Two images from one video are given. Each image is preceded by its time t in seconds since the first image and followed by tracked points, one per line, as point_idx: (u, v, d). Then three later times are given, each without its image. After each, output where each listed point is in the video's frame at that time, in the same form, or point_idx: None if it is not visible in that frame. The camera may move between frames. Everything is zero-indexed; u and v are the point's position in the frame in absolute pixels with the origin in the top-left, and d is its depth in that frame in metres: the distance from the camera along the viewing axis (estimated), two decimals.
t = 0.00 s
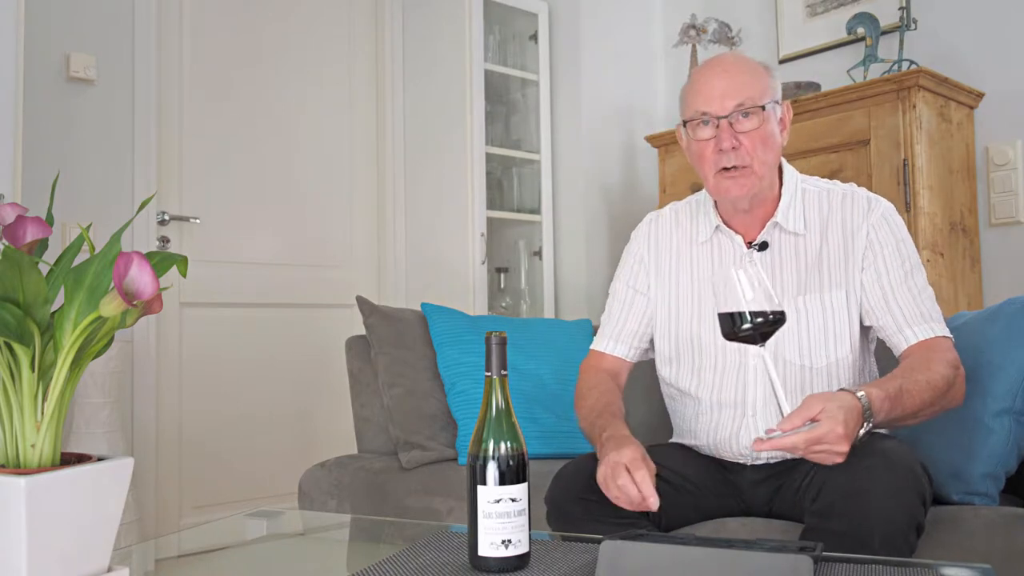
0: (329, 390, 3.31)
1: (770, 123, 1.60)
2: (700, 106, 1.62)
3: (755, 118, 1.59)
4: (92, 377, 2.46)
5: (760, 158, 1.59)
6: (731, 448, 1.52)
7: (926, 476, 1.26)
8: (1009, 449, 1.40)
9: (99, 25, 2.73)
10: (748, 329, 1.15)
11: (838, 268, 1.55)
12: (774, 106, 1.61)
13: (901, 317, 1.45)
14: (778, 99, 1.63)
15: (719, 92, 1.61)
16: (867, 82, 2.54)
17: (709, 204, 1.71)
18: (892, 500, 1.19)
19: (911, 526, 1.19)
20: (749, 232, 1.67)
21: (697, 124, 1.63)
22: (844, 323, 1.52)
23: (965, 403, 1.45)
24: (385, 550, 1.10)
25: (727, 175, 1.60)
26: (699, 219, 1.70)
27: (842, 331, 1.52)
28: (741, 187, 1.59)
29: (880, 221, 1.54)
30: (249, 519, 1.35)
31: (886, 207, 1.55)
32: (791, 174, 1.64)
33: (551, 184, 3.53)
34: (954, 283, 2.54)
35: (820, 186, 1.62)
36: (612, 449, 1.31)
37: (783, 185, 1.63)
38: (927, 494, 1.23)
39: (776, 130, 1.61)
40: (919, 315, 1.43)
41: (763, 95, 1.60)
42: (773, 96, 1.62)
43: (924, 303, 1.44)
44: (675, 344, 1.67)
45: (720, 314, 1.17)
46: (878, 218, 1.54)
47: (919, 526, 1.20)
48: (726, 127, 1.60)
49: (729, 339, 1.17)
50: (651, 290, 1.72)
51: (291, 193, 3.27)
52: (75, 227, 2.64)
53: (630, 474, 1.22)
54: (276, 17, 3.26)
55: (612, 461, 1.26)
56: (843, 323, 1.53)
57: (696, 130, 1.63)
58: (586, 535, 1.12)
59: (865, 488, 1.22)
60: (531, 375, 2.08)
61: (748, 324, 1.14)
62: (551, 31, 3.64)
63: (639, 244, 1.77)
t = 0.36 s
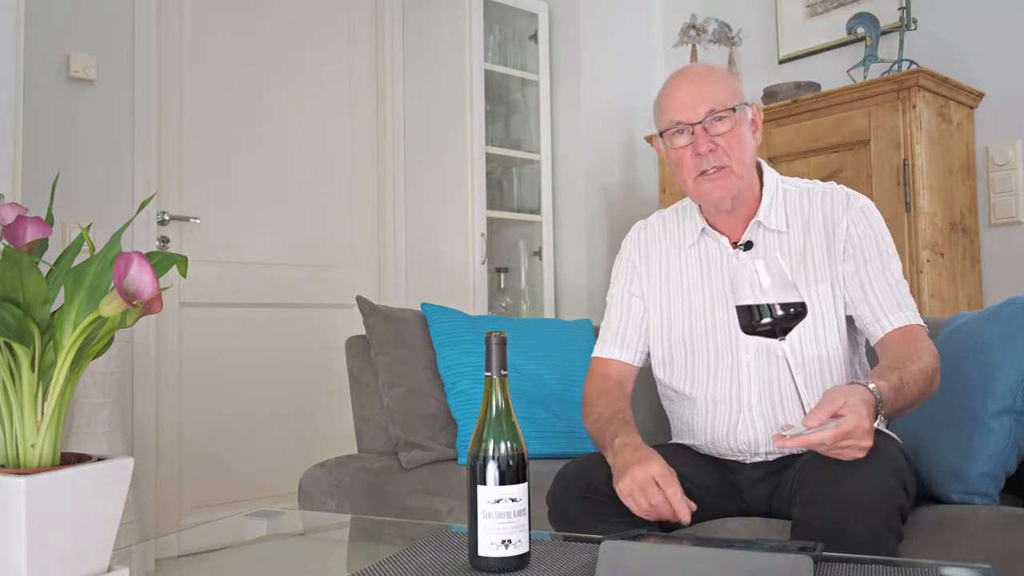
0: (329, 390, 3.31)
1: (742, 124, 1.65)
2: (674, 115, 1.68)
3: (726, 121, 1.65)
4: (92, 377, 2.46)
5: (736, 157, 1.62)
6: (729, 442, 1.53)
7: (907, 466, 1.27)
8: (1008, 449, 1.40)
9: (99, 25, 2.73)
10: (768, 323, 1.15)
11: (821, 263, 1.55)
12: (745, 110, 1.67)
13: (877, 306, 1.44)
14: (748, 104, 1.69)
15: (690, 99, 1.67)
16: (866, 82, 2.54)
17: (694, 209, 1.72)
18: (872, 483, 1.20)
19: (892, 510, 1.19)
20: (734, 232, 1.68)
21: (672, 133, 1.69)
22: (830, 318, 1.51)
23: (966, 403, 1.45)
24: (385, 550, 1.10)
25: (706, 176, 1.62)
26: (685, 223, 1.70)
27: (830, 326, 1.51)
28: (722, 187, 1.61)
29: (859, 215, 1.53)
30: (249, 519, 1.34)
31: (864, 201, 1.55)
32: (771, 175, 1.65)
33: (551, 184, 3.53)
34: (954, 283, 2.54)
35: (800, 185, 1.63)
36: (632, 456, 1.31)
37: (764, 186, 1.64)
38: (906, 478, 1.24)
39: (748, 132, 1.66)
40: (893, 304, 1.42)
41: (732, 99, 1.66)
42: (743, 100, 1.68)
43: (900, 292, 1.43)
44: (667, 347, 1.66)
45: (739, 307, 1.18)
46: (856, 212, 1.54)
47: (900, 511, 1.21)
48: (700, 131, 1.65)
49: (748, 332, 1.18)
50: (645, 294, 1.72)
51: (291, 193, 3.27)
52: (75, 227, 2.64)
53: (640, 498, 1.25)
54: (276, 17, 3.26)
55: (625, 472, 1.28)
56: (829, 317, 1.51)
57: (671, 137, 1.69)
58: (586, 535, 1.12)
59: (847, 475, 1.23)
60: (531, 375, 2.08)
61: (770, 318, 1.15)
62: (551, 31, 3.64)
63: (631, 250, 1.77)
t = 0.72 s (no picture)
0: (329, 390, 3.31)
1: (717, 127, 1.64)
2: (648, 125, 1.66)
3: (700, 125, 1.63)
4: (92, 377, 2.46)
5: (714, 160, 1.61)
6: (724, 444, 1.53)
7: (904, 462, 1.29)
8: (1008, 449, 1.39)
9: (99, 25, 2.73)
10: (771, 324, 1.14)
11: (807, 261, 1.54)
12: (718, 113, 1.65)
13: (861, 303, 1.42)
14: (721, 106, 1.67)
15: (661, 107, 1.65)
16: (866, 82, 2.55)
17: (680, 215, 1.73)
18: (868, 479, 1.21)
19: (890, 506, 1.19)
20: (720, 235, 1.67)
21: (649, 143, 1.67)
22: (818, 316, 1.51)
23: (966, 403, 1.45)
24: (385, 550, 1.10)
25: (686, 182, 1.61)
26: (672, 228, 1.72)
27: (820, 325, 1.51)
28: (704, 191, 1.60)
29: (843, 213, 1.53)
30: (248, 519, 1.34)
31: (848, 200, 1.55)
32: (755, 179, 1.64)
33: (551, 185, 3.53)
34: (954, 283, 2.54)
35: (784, 186, 1.63)
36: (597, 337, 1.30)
37: (747, 189, 1.63)
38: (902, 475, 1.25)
39: (723, 134, 1.64)
40: (877, 300, 1.41)
41: (705, 103, 1.64)
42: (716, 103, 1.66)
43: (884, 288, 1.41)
44: (658, 347, 1.67)
45: (744, 307, 1.16)
46: (840, 211, 1.53)
47: (898, 507, 1.22)
48: (675, 138, 1.63)
49: (751, 331, 1.17)
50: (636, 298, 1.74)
51: (291, 193, 3.27)
52: (75, 227, 2.64)
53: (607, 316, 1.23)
54: (276, 17, 3.25)
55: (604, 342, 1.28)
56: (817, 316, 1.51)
57: (648, 147, 1.67)
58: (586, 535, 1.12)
59: (845, 471, 1.24)
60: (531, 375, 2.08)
61: (774, 319, 1.14)
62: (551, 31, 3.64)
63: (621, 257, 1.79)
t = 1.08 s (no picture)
0: (329, 390, 3.31)
1: (710, 131, 1.62)
2: (641, 132, 1.64)
3: (694, 130, 1.61)
4: (92, 377, 2.46)
5: (708, 165, 1.60)
6: (721, 446, 1.53)
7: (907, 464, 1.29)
8: (1009, 449, 1.39)
9: (99, 25, 2.73)
10: (758, 334, 1.10)
11: (805, 263, 1.55)
12: (711, 115, 1.63)
13: (860, 307, 1.42)
14: (713, 108, 1.66)
15: (654, 112, 1.63)
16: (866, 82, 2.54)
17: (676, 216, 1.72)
18: (872, 484, 1.21)
19: (895, 511, 1.19)
20: (716, 236, 1.67)
21: (642, 150, 1.64)
22: (817, 320, 1.51)
23: (966, 403, 1.45)
24: (385, 550, 1.10)
25: (681, 188, 1.60)
26: (669, 227, 1.72)
27: (818, 328, 1.51)
28: (698, 198, 1.59)
29: (841, 212, 1.54)
30: (248, 519, 1.34)
31: (846, 198, 1.55)
32: (751, 177, 1.65)
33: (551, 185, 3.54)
34: (954, 283, 2.54)
35: (781, 185, 1.63)
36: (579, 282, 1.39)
37: (743, 187, 1.64)
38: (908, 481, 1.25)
39: (716, 138, 1.63)
40: (877, 305, 1.40)
41: (698, 107, 1.62)
42: (709, 106, 1.65)
43: (883, 292, 1.41)
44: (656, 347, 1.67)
45: (730, 316, 1.12)
46: (838, 211, 1.54)
47: (903, 512, 1.22)
48: (668, 144, 1.61)
49: (736, 342, 1.12)
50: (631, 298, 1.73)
51: (291, 193, 3.27)
52: (75, 227, 2.64)
53: (591, 251, 1.32)
54: (276, 17, 3.25)
55: (579, 284, 1.37)
56: (816, 319, 1.51)
57: (641, 154, 1.64)
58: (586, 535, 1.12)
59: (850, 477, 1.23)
60: (530, 375, 2.08)
61: (760, 329, 1.09)
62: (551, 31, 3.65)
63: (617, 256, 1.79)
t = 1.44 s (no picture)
0: (329, 390, 3.31)
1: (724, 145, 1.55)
2: (653, 144, 1.54)
3: (709, 145, 1.53)
4: (91, 377, 2.46)
5: (720, 181, 1.55)
6: (722, 450, 1.53)
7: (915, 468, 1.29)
8: (1009, 449, 1.39)
9: (99, 25, 2.73)
10: (762, 338, 1.09)
11: (814, 267, 1.55)
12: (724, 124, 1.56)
13: (873, 316, 1.42)
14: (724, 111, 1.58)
15: (670, 125, 1.52)
16: (867, 82, 2.54)
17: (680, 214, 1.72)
18: (877, 489, 1.21)
19: (899, 516, 1.19)
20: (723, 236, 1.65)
21: (654, 162, 1.55)
22: (824, 325, 1.51)
23: (966, 403, 1.45)
24: (384, 550, 1.10)
25: (693, 206, 1.56)
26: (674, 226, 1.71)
27: (825, 333, 1.51)
28: (709, 215, 1.56)
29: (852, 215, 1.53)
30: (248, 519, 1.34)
31: (856, 200, 1.55)
32: (759, 177, 1.64)
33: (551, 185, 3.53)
34: (954, 283, 2.54)
35: (789, 185, 1.62)
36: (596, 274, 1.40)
37: (752, 188, 1.63)
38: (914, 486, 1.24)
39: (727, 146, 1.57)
40: (890, 313, 1.40)
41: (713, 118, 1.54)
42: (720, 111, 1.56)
43: (896, 299, 1.41)
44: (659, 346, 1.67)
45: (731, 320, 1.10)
46: (849, 213, 1.53)
47: (907, 516, 1.22)
48: (682, 162, 1.53)
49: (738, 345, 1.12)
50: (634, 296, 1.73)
51: (291, 192, 3.27)
52: (75, 227, 2.64)
53: (621, 240, 1.34)
54: (276, 17, 3.26)
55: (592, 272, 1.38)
56: (824, 324, 1.51)
57: (652, 166, 1.56)
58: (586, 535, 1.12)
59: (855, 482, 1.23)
60: (530, 376, 2.08)
61: (763, 333, 1.08)
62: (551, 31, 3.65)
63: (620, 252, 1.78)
